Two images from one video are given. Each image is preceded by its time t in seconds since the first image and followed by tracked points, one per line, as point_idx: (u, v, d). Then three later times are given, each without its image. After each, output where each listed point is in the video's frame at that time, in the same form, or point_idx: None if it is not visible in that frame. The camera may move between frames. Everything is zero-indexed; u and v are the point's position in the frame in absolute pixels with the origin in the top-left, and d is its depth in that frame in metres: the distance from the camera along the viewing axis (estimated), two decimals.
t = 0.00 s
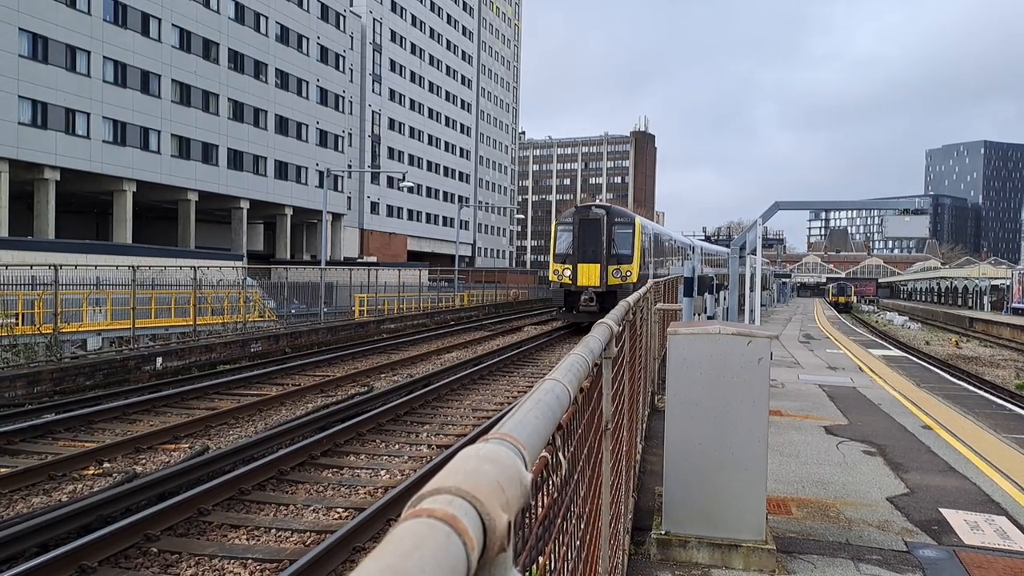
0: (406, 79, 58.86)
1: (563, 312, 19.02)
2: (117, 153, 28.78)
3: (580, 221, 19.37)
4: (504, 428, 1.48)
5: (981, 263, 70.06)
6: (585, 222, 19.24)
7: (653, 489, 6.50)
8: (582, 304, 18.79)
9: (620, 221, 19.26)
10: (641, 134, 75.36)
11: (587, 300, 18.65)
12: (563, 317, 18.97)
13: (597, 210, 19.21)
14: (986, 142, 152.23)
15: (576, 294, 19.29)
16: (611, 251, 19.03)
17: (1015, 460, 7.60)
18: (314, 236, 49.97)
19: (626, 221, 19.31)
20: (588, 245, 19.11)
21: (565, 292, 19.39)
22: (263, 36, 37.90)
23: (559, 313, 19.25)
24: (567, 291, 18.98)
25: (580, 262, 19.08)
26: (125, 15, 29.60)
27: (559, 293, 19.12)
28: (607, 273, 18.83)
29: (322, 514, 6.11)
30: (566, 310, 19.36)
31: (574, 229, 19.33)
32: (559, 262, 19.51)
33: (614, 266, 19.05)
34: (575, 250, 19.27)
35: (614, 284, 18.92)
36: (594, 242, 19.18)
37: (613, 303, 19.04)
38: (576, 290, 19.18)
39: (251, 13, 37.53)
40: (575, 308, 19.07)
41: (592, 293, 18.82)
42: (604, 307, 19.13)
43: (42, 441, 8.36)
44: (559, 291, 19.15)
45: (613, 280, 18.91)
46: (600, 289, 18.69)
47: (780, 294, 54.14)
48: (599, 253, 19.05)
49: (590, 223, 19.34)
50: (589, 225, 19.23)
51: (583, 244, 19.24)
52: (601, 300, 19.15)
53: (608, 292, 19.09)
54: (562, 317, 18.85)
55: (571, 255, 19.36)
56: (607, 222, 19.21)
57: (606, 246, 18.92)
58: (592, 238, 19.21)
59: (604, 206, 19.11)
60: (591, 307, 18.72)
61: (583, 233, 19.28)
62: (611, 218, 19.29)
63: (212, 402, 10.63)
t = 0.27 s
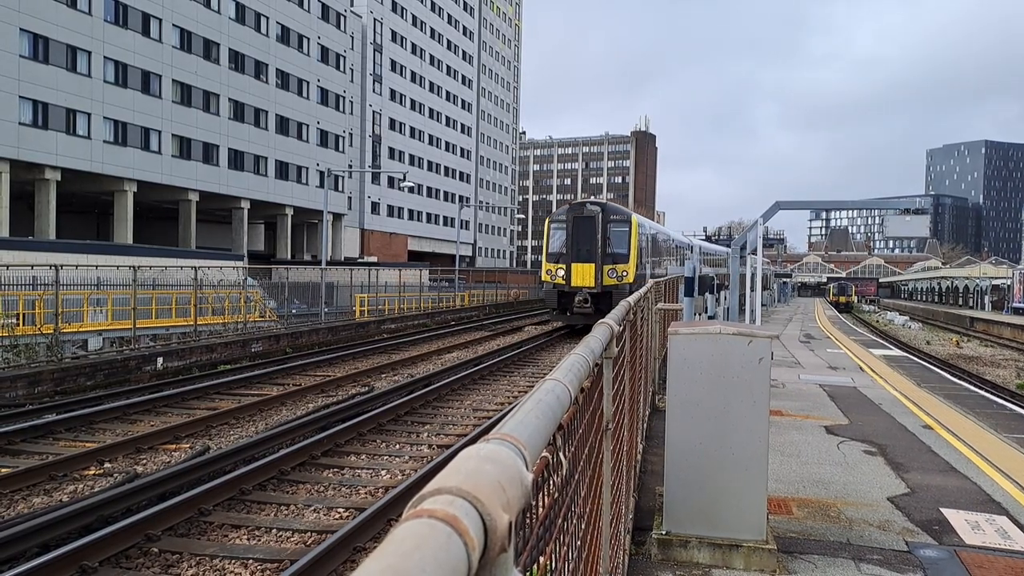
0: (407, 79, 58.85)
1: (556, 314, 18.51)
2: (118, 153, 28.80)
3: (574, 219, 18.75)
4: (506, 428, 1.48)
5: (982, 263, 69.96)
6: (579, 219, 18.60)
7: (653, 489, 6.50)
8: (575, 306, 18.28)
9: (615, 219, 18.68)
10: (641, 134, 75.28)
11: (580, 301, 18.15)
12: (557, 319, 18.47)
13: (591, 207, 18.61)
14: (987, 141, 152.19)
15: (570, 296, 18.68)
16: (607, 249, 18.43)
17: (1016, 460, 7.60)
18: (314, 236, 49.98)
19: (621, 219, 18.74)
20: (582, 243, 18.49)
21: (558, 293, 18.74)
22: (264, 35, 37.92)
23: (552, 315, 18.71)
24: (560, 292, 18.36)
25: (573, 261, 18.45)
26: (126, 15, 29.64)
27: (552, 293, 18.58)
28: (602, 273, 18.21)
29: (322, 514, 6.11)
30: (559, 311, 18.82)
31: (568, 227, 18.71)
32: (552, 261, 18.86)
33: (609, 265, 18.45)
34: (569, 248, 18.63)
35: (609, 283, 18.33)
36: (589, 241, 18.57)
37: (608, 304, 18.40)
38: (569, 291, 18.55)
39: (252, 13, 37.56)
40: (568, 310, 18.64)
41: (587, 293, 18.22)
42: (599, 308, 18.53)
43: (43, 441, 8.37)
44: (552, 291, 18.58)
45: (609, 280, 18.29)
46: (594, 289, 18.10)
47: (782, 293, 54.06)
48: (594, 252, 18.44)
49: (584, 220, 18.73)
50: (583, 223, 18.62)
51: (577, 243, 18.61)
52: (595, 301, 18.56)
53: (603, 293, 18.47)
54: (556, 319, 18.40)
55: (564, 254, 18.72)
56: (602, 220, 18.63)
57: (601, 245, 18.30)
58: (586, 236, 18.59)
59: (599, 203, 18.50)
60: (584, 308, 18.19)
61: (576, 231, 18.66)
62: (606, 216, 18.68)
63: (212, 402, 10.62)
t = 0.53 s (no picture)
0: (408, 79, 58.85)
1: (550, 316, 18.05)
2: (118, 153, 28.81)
3: (568, 216, 18.19)
4: (507, 427, 1.48)
5: (983, 263, 69.86)
6: (573, 216, 18.07)
7: (654, 489, 6.49)
8: (569, 308, 17.77)
9: (611, 216, 18.08)
10: (641, 134, 75.22)
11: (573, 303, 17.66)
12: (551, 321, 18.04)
13: (585, 203, 18.05)
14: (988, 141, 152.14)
15: (563, 296, 18.16)
16: (601, 248, 17.86)
17: (1017, 459, 7.60)
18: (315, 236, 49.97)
19: (617, 216, 18.15)
20: (576, 241, 17.93)
21: (551, 293, 18.22)
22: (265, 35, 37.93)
23: (545, 316, 18.25)
24: (553, 293, 17.87)
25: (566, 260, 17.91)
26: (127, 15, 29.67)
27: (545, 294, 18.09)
28: (596, 273, 17.64)
29: (324, 514, 6.11)
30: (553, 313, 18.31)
31: (561, 225, 18.16)
32: (545, 260, 18.33)
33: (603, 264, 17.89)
34: (562, 247, 18.09)
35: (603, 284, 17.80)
36: (583, 239, 18.01)
37: (603, 305, 17.87)
38: (562, 291, 18.01)
39: (253, 13, 37.57)
40: (562, 312, 18.14)
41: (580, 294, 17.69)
42: (593, 309, 17.99)
43: (44, 441, 8.37)
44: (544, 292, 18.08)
45: (603, 280, 17.71)
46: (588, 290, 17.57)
47: (783, 293, 54.04)
48: (588, 251, 17.87)
49: (578, 217, 18.17)
50: (578, 221, 18.07)
51: (570, 241, 18.05)
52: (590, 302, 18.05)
53: (598, 293, 17.89)
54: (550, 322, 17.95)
55: (558, 253, 18.17)
56: (597, 217, 18.08)
57: (595, 243, 17.75)
58: (580, 234, 18.04)
59: (594, 200, 17.96)
60: (579, 310, 17.70)
61: (570, 228, 18.11)
62: (601, 213, 18.13)
63: (213, 402, 10.62)
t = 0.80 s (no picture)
0: (408, 78, 58.85)
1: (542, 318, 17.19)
2: (119, 153, 28.82)
3: (561, 212, 17.27)
4: (508, 426, 1.48)
5: (984, 262, 69.79)
6: (567, 213, 17.16)
7: (655, 488, 6.49)
8: (562, 309, 16.88)
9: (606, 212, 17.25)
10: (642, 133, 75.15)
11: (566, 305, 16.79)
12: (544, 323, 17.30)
13: (580, 199, 17.16)
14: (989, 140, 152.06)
15: (556, 297, 17.27)
16: (597, 246, 16.99)
17: (1018, 458, 7.59)
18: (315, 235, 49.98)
19: (613, 212, 17.34)
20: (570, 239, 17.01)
21: (543, 294, 17.31)
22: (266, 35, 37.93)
23: (537, 318, 17.38)
24: (545, 294, 16.96)
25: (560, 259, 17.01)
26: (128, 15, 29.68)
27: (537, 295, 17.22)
28: (592, 273, 16.78)
29: (325, 513, 6.12)
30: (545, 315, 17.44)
31: (554, 221, 17.23)
32: (536, 259, 17.39)
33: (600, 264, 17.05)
34: (555, 245, 17.16)
35: (599, 284, 16.94)
36: (577, 237, 17.12)
37: (598, 306, 17.05)
38: (555, 292, 17.11)
39: (254, 12, 37.58)
40: (554, 313, 17.22)
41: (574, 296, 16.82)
42: (588, 310, 17.15)
43: (45, 440, 8.37)
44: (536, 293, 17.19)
45: (599, 280, 16.87)
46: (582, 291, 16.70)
47: (784, 292, 54.04)
48: (583, 250, 16.99)
49: (572, 214, 17.27)
50: (572, 218, 17.16)
51: (564, 239, 17.12)
52: (585, 303, 17.17)
53: (593, 294, 17.04)
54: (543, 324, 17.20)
55: (550, 252, 17.24)
56: (592, 213, 17.21)
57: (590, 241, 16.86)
58: (574, 232, 17.14)
59: (588, 195, 17.07)
60: (572, 312, 16.86)
61: (564, 225, 17.21)
62: (595, 209, 17.27)
63: (214, 401, 10.63)
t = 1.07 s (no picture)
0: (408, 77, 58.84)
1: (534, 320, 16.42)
2: (120, 152, 28.83)
3: (553, 209, 16.56)
4: (509, 424, 1.48)
5: (984, 261, 69.80)
6: (559, 209, 16.44)
7: (656, 487, 6.48)
8: (554, 311, 16.13)
9: (601, 208, 16.55)
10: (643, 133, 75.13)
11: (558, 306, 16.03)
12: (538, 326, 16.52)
13: (572, 195, 16.45)
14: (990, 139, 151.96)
15: (547, 297, 16.53)
16: (591, 244, 16.29)
17: (1019, 458, 7.59)
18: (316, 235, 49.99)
19: (608, 208, 16.63)
20: (562, 237, 16.29)
21: (534, 294, 16.59)
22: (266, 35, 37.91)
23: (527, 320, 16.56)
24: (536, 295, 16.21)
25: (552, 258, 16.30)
26: (128, 15, 29.69)
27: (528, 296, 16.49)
28: (585, 272, 16.06)
29: (325, 512, 6.12)
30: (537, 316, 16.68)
31: (546, 218, 16.52)
32: (527, 258, 16.69)
33: (594, 263, 16.34)
34: (547, 243, 16.44)
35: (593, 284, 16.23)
36: (569, 234, 16.40)
37: (592, 306, 16.33)
38: (547, 292, 16.38)
39: (254, 12, 37.56)
40: (546, 315, 16.50)
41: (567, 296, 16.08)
42: (582, 311, 16.41)
43: (46, 440, 8.37)
44: (527, 293, 16.46)
45: (593, 280, 16.16)
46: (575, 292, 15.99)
47: (784, 292, 54.04)
48: (575, 247, 16.28)
49: (564, 210, 16.56)
50: (564, 214, 16.43)
51: (556, 237, 16.40)
52: (578, 304, 16.43)
53: (587, 294, 16.32)
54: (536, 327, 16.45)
55: (541, 250, 16.53)
56: (585, 209, 16.49)
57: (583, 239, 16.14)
58: (567, 229, 16.43)
59: (582, 190, 16.35)
60: (564, 313, 16.10)
61: (556, 222, 16.49)
62: (589, 205, 16.55)
63: (215, 401, 10.63)
